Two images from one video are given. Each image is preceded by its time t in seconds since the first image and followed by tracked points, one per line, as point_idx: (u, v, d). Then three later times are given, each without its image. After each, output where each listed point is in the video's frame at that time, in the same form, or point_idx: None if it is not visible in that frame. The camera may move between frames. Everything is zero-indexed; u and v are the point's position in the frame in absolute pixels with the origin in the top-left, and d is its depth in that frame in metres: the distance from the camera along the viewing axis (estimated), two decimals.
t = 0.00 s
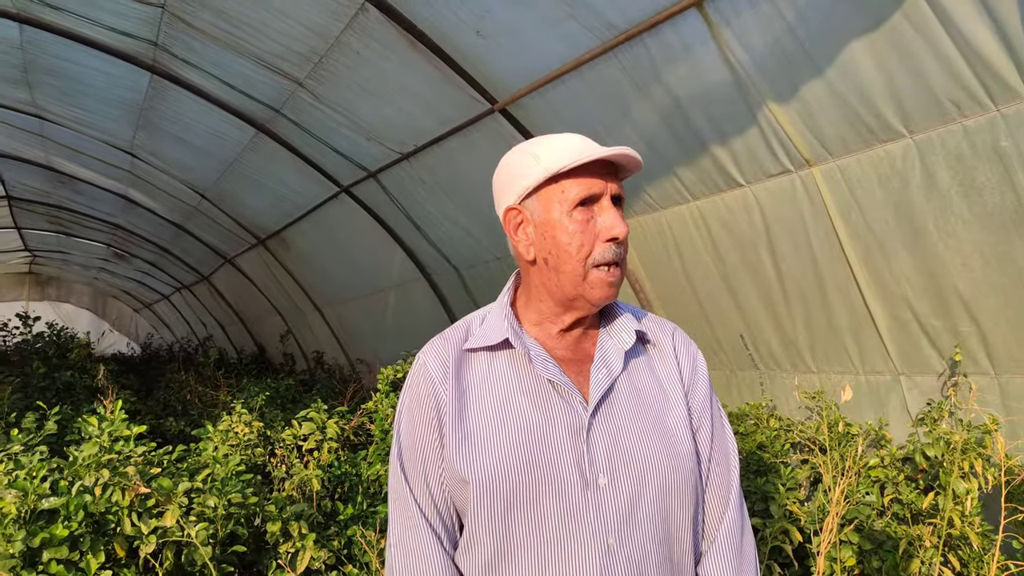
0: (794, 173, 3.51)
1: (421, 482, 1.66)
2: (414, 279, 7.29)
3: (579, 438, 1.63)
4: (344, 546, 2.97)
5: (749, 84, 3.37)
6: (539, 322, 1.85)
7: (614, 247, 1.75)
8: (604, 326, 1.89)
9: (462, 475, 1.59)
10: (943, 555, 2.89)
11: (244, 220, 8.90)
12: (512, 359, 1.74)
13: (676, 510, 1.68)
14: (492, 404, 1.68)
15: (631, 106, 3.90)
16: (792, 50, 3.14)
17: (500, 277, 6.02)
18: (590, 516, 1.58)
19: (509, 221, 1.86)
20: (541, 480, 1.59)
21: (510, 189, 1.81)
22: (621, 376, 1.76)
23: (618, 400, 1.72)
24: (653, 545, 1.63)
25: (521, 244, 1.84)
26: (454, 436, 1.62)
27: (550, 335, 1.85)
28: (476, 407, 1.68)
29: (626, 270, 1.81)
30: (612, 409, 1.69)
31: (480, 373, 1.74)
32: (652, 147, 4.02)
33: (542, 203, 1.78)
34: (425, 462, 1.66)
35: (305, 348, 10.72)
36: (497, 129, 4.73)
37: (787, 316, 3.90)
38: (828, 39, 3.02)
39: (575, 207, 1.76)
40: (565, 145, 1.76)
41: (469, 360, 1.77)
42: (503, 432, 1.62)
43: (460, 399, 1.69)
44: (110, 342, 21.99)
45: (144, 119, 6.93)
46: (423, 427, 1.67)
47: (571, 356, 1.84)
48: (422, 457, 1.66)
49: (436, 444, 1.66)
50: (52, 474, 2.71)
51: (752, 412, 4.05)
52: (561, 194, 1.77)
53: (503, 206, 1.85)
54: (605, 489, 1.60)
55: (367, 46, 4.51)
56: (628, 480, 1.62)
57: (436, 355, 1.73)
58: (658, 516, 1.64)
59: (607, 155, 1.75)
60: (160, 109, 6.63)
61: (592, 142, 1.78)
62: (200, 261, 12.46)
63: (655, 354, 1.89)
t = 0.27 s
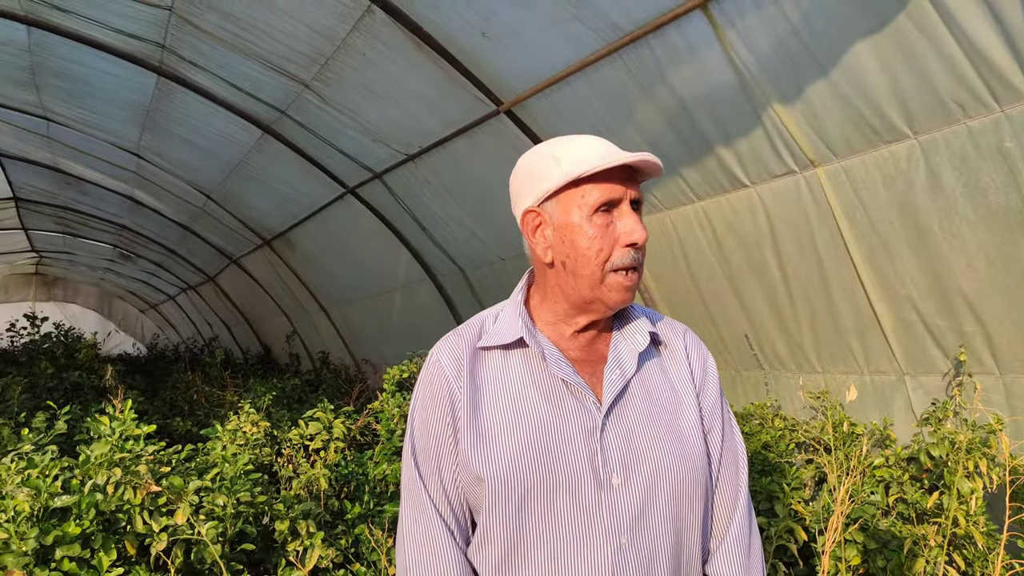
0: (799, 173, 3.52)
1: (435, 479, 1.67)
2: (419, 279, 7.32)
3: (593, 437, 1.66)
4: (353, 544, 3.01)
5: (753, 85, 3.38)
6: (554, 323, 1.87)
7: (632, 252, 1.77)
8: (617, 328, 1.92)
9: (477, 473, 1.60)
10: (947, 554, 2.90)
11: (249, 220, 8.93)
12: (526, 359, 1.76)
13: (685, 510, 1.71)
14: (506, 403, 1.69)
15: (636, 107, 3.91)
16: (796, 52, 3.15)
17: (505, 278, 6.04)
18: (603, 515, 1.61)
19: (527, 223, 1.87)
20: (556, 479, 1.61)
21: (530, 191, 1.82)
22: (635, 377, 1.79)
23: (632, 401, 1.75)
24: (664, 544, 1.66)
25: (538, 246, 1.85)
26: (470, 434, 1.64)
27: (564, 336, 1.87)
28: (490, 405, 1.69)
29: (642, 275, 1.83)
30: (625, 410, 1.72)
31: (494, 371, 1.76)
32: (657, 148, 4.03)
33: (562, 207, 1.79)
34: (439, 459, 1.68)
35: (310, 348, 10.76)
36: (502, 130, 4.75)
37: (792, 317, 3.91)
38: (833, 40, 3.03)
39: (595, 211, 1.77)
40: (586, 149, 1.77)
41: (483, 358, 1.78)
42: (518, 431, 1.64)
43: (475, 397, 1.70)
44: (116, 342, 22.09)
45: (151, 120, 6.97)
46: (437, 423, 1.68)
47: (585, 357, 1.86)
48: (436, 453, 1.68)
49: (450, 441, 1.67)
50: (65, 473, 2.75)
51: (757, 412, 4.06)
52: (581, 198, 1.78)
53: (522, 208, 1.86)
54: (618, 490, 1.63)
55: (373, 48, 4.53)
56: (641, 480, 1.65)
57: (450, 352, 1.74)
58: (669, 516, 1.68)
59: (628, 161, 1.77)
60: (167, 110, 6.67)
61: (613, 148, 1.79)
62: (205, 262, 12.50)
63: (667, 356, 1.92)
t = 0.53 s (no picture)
0: (801, 174, 3.54)
1: (449, 482, 1.69)
2: (423, 280, 7.34)
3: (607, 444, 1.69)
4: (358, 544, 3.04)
5: (756, 87, 3.40)
6: (562, 323, 1.90)
7: (641, 258, 1.78)
8: (630, 333, 1.95)
9: (492, 477, 1.62)
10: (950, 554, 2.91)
11: (253, 221, 8.96)
12: (540, 363, 1.78)
13: (695, 515, 1.75)
14: (520, 408, 1.72)
15: (639, 109, 3.93)
16: (799, 53, 3.17)
17: (509, 278, 6.06)
18: (616, 521, 1.64)
19: (542, 221, 1.91)
20: (570, 485, 1.64)
21: (546, 190, 1.86)
22: (647, 383, 1.82)
23: (645, 407, 1.78)
24: (674, 547, 1.70)
25: (551, 243, 1.89)
26: (485, 439, 1.66)
27: (571, 337, 1.90)
28: (504, 410, 1.71)
29: (654, 281, 1.83)
30: (639, 417, 1.75)
31: (507, 375, 1.78)
32: (660, 149, 4.05)
33: (573, 208, 1.82)
34: (453, 462, 1.70)
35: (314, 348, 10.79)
36: (506, 131, 4.77)
37: (795, 318, 3.92)
38: (835, 42, 3.04)
39: (605, 215, 1.79)
40: (602, 152, 1.78)
41: (497, 361, 1.80)
42: (533, 436, 1.66)
43: (488, 401, 1.72)
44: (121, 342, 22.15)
45: (156, 122, 7.00)
46: (451, 426, 1.70)
47: (596, 360, 1.89)
48: (450, 456, 1.70)
49: (464, 445, 1.69)
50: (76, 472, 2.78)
51: (760, 412, 4.08)
52: (592, 200, 1.80)
53: (538, 206, 1.90)
54: (632, 496, 1.66)
55: (377, 50, 4.55)
56: (654, 487, 1.69)
57: (464, 355, 1.76)
58: (679, 520, 1.72)
59: (643, 167, 1.77)
60: (172, 112, 6.70)
61: (630, 152, 1.79)
62: (209, 263, 12.54)
63: (679, 362, 1.96)
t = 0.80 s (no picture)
0: (802, 176, 3.56)
1: (463, 487, 1.71)
2: (425, 280, 7.36)
3: (620, 450, 1.73)
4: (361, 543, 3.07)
5: (757, 89, 3.41)
6: (578, 330, 1.91)
7: (658, 262, 1.80)
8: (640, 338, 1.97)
9: (508, 483, 1.64)
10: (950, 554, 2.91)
11: (256, 222, 8.98)
12: (554, 370, 1.80)
13: (703, 520, 1.78)
14: (534, 413, 1.73)
15: (640, 111, 3.95)
16: (799, 56, 3.19)
17: (511, 279, 6.08)
18: (629, 524, 1.68)
19: (552, 229, 1.89)
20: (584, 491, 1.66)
21: (557, 197, 1.85)
22: (658, 389, 1.86)
23: (656, 413, 1.81)
24: (685, 550, 1.75)
25: (563, 251, 1.88)
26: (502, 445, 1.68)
27: (587, 343, 1.91)
28: (518, 416, 1.73)
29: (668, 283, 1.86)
30: (651, 424, 1.79)
31: (521, 381, 1.79)
32: (661, 150, 4.07)
33: (589, 214, 1.81)
34: (467, 467, 1.71)
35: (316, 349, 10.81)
36: (508, 133, 4.79)
37: (797, 319, 3.94)
38: (835, 44, 3.06)
39: (622, 220, 1.80)
40: (615, 157, 1.79)
41: (510, 366, 1.81)
42: (548, 442, 1.68)
43: (503, 407, 1.74)
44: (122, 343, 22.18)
45: (158, 123, 7.03)
46: (465, 431, 1.71)
47: (609, 366, 1.92)
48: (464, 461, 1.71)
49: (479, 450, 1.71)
50: (83, 472, 2.82)
51: (761, 412, 4.09)
52: (608, 206, 1.80)
53: (547, 214, 1.88)
54: (644, 501, 1.70)
55: (380, 52, 4.58)
56: (665, 491, 1.73)
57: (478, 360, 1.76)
58: (689, 524, 1.76)
59: (657, 170, 1.78)
60: (175, 113, 6.72)
61: (642, 155, 1.81)
62: (211, 263, 12.56)
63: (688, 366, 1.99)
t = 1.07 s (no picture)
0: (803, 177, 3.58)
1: (471, 485, 1.72)
2: (427, 280, 7.39)
3: (626, 449, 1.76)
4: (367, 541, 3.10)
5: (758, 91, 3.43)
6: (583, 330, 1.94)
7: (663, 265, 1.83)
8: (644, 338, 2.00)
9: (517, 481, 1.66)
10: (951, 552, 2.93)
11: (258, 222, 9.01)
12: (560, 369, 1.82)
13: (706, 517, 1.82)
14: (541, 412, 1.75)
15: (642, 112, 3.97)
16: (800, 57, 3.21)
17: (512, 279, 6.10)
18: (634, 522, 1.71)
19: (560, 230, 1.91)
20: (591, 489, 1.69)
21: (565, 199, 1.87)
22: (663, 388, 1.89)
23: (661, 413, 1.85)
24: (688, 548, 1.78)
25: (570, 252, 1.90)
26: (510, 443, 1.70)
27: (592, 343, 1.94)
28: (525, 414, 1.75)
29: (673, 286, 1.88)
30: (656, 424, 1.82)
31: (528, 380, 1.81)
32: (663, 151, 4.09)
33: (596, 217, 1.83)
34: (475, 465, 1.73)
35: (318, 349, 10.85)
36: (510, 134, 4.81)
37: (798, 319, 3.96)
38: (835, 46, 3.08)
39: (628, 224, 1.82)
40: (623, 162, 1.81)
41: (518, 365, 1.83)
42: (555, 441, 1.70)
43: (510, 405, 1.75)
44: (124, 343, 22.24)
45: (162, 124, 7.06)
46: (473, 430, 1.72)
47: (614, 366, 1.95)
48: (472, 458, 1.72)
49: (487, 448, 1.72)
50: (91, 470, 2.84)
51: (762, 412, 4.11)
52: (615, 209, 1.82)
53: (555, 215, 1.90)
54: (648, 499, 1.73)
55: (383, 53, 4.60)
56: (669, 490, 1.76)
57: (486, 359, 1.78)
58: (693, 522, 1.79)
59: (665, 175, 1.80)
60: (178, 114, 6.75)
61: (650, 161, 1.82)
62: (213, 264, 12.60)
63: (691, 366, 2.02)
